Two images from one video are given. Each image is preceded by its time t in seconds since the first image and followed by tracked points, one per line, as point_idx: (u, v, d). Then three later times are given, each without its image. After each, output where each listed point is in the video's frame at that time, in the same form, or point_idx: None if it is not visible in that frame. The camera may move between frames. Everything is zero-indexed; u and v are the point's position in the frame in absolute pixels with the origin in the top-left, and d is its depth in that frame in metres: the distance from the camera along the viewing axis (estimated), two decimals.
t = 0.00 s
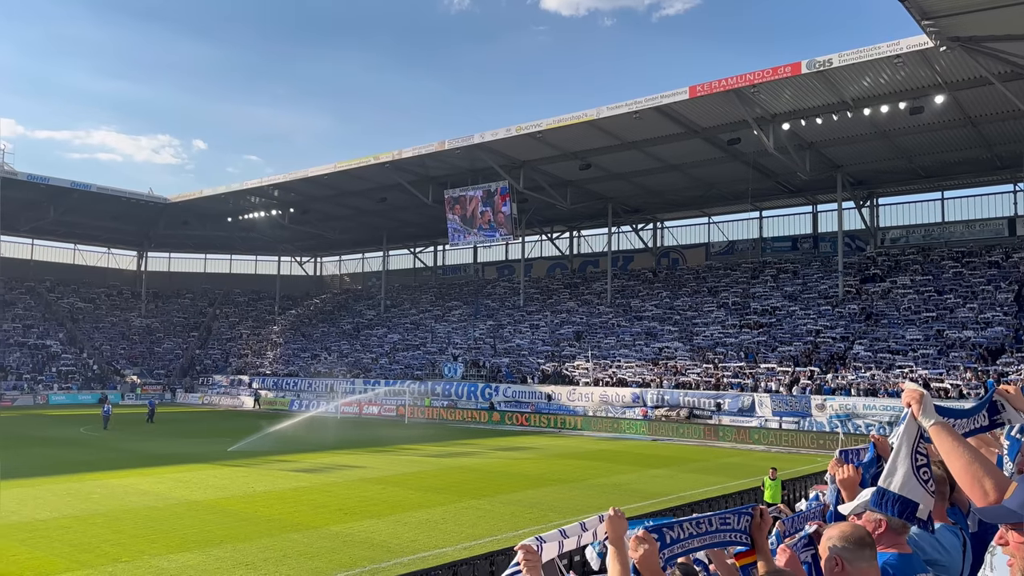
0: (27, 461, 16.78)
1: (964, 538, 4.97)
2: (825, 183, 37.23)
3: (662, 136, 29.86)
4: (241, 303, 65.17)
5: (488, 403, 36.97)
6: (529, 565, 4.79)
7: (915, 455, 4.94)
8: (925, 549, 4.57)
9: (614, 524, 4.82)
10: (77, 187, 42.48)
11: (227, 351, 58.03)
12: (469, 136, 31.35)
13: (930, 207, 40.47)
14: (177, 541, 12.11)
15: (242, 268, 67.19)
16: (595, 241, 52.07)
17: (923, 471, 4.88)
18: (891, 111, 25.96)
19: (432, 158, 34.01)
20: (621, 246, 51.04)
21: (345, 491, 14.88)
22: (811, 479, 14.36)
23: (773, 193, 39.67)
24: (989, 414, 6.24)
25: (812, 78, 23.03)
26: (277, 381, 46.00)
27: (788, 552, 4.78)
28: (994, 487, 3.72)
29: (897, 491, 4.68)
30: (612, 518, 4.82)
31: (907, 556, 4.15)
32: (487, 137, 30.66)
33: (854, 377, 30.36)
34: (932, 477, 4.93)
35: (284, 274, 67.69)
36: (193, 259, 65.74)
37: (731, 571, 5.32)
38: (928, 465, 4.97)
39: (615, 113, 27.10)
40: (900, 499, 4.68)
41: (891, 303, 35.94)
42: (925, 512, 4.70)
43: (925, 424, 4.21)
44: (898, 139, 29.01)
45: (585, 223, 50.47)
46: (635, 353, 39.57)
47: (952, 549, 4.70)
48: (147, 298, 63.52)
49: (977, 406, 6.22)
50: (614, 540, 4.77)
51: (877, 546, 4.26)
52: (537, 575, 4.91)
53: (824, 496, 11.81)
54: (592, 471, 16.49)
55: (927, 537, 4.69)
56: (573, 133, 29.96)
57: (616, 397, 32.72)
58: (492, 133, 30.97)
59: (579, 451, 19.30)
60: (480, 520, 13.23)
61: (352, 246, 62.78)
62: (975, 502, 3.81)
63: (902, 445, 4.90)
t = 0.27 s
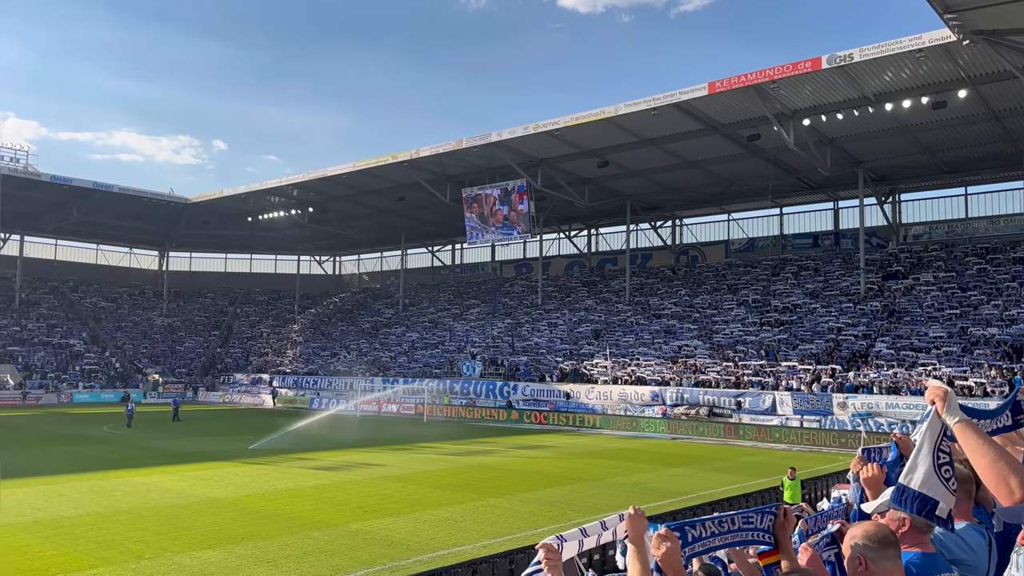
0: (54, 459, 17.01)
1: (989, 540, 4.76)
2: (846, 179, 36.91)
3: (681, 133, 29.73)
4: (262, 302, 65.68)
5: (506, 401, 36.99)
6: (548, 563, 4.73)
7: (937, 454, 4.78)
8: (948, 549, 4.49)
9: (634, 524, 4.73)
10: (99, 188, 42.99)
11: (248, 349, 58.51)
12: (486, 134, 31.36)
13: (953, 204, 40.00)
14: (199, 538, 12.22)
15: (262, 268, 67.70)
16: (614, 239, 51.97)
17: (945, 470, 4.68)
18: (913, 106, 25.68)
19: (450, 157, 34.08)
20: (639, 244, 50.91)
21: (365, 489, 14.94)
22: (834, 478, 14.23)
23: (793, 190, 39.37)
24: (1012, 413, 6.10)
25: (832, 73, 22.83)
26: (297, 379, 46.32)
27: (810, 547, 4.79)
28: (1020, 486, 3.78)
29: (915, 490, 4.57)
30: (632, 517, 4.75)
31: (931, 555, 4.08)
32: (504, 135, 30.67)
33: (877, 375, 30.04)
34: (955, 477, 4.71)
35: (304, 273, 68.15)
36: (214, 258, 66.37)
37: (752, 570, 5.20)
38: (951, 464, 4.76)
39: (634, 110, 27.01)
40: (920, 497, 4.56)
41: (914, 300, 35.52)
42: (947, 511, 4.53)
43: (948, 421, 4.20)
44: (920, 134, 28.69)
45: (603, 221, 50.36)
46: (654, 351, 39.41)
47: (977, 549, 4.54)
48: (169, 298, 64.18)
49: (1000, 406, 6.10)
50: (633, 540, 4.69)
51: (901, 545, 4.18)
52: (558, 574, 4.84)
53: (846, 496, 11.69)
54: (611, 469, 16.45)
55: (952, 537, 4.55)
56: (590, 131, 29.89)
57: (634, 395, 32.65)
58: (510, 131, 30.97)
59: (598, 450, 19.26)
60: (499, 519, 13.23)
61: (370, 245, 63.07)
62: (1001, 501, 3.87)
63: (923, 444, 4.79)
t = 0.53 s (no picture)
0: (80, 457, 17.23)
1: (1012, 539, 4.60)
2: (867, 175, 36.58)
3: (700, 130, 29.60)
4: (282, 301, 66.20)
5: (525, 400, 37.03)
6: (571, 563, 4.78)
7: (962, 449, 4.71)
8: (972, 548, 4.20)
9: (655, 522, 4.78)
10: (122, 189, 43.50)
11: (269, 348, 58.99)
12: (503, 133, 31.39)
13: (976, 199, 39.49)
14: (222, 535, 12.34)
15: (283, 267, 68.20)
16: (631, 237, 51.80)
17: (970, 465, 4.63)
18: (935, 101, 25.40)
19: (467, 156, 34.16)
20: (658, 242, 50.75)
21: (385, 487, 15.01)
22: (857, 477, 14.09)
23: (813, 187, 39.07)
24: None
25: (852, 69, 22.63)
26: (317, 378, 46.66)
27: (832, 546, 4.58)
28: None
29: (942, 487, 4.60)
30: (653, 516, 4.80)
31: (955, 555, 3.85)
32: (522, 134, 30.69)
33: (899, 373, 29.78)
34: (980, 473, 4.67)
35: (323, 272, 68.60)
36: (234, 258, 66.98)
37: (773, 570, 5.17)
38: (976, 460, 4.70)
39: (652, 107, 26.92)
40: (946, 494, 4.60)
41: (937, 297, 35.14)
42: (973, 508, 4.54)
43: (972, 418, 4.12)
44: (943, 129, 28.37)
45: (621, 219, 50.26)
46: (673, 349, 39.29)
47: (1000, 550, 4.27)
48: (191, 297, 64.83)
49: None
50: (654, 538, 4.73)
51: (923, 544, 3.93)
52: (580, 572, 4.89)
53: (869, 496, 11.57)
54: (630, 468, 16.41)
55: (973, 536, 4.26)
56: (608, 129, 29.83)
57: (654, 394, 32.52)
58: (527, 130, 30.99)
59: (617, 448, 19.22)
60: (518, 517, 13.24)
61: (389, 245, 63.34)
62: None
63: (948, 439, 4.73)
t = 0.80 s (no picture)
0: (106, 456, 17.46)
1: None
2: (889, 171, 36.22)
3: (720, 128, 29.45)
4: (302, 301, 66.65)
5: (544, 399, 37.03)
6: (593, 558, 4.62)
7: (985, 447, 4.70)
8: (997, 549, 4.05)
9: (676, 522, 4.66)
10: (144, 191, 43.99)
11: (290, 348, 59.43)
12: (521, 132, 31.40)
13: (1000, 195, 38.96)
14: (245, 533, 12.45)
15: (303, 267, 68.64)
16: (650, 236, 51.62)
17: (993, 463, 4.61)
18: (958, 96, 25.10)
19: (485, 155, 34.20)
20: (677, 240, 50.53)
21: (405, 486, 15.06)
22: (879, 476, 13.97)
23: (834, 183, 38.73)
24: None
25: (874, 64, 22.41)
26: (338, 377, 46.96)
27: (856, 545, 4.10)
28: None
29: (965, 485, 4.50)
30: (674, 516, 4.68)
31: (982, 555, 3.76)
32: (540, 133, 30.69)
33: (923, 371, 29.47)
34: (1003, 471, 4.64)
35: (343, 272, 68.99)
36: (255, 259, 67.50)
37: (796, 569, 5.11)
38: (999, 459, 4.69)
39: (671, 105, 26.80)
40: (970, 492, 4.49)
41: (961, 295, 34.71)
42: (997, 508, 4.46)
43: (995, 416, 4.14)
44: (967, 124, 28.03)
45: (640, 217, 50.11)
46: (693, 348, 39.13)
47: None
48: (213, 297, 65.44)
49: None
50: (674, 538, 4.60)
51: (949, 544, 3.88)
52: (600, 570, 4.76)
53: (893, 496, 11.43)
54: (649, 467, 16.38)
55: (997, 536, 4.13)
56: (626, 127, 29.75)
57: (674, 393, 32.39)
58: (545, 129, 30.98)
59: (637, 448, 19.17)
60: (538, 516, 13.25)
61: (408, 244, 63.56)
62: None
63: (971, 437, 4.68)
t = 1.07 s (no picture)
0: (133, 456, 17.69)
1: None
2: (914, 168, 35.82)
3: (741, 125, 29.28)
4: (324, 301, 67.12)
5: (564, 399, 37.03)
6: (617, 559, 4.62)
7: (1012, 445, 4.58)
8: None
9: (699, 524, 4.60)
10: (168, 194, 44.51)
11: (312, 348, 59.87)
12: (540, 132, 31.42)
13: None
14: (268, 532, 12.53)
15: (324, 269, 69.11)
16: (671, 235, 51.42)
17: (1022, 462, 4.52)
18: (983, 91, 24.78)
19: (504, 155, 34.22)
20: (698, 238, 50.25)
21: (426, 486, 15.10)
22: (904, 476, 13.83)
23: (857, 181, 38.36)
24: None
25: (897, 60, 22.18)
26: (359, 377, 47.27)
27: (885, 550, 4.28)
28: None
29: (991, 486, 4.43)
30: (697, 518, 4.62)
31: (1014, 558, 3.69)
32: (560, 133, 30.66)
33: (948, 370, 29.17)
34: None
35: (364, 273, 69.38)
36: (277, 260, 68.08)
37: (822, 569, 4.86)
38: None
39: (691, 103, 26.66)
40: (996, 493, 4.45)
41: (987, 292, 34.26)
42: None
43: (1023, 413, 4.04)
44: (993, 120, 27.65)
45: (660, 216, 49.92)
46: (715, 347, 38.95)
47: None
48: (236, 298, 66.05)
49: None
50: (698, 540, 4.56)
51: (976, 548, 3.80)
52: (625, 569, 4.74)
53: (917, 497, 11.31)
54: (671, 467, 16.32)
55: None
56: (645, 125, 29.65)
57: (695, 393, 32.43)
58: (565, 128, 30.94)
59: (656, 448, 19.11)
60: (559, 516, 13.23)
61: (428, 245, 63.78)
62: None
63: (997, 436, 4.57)
